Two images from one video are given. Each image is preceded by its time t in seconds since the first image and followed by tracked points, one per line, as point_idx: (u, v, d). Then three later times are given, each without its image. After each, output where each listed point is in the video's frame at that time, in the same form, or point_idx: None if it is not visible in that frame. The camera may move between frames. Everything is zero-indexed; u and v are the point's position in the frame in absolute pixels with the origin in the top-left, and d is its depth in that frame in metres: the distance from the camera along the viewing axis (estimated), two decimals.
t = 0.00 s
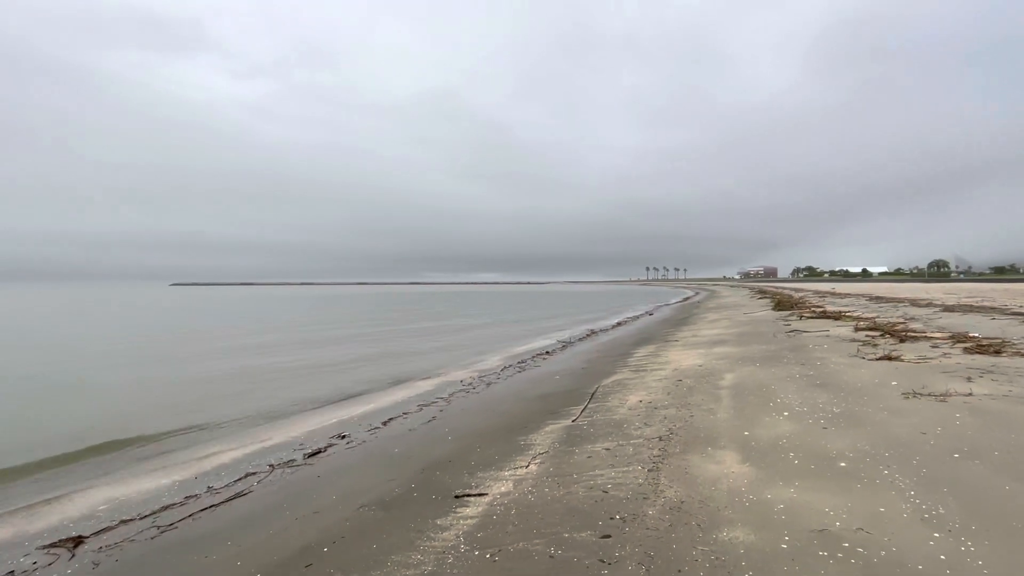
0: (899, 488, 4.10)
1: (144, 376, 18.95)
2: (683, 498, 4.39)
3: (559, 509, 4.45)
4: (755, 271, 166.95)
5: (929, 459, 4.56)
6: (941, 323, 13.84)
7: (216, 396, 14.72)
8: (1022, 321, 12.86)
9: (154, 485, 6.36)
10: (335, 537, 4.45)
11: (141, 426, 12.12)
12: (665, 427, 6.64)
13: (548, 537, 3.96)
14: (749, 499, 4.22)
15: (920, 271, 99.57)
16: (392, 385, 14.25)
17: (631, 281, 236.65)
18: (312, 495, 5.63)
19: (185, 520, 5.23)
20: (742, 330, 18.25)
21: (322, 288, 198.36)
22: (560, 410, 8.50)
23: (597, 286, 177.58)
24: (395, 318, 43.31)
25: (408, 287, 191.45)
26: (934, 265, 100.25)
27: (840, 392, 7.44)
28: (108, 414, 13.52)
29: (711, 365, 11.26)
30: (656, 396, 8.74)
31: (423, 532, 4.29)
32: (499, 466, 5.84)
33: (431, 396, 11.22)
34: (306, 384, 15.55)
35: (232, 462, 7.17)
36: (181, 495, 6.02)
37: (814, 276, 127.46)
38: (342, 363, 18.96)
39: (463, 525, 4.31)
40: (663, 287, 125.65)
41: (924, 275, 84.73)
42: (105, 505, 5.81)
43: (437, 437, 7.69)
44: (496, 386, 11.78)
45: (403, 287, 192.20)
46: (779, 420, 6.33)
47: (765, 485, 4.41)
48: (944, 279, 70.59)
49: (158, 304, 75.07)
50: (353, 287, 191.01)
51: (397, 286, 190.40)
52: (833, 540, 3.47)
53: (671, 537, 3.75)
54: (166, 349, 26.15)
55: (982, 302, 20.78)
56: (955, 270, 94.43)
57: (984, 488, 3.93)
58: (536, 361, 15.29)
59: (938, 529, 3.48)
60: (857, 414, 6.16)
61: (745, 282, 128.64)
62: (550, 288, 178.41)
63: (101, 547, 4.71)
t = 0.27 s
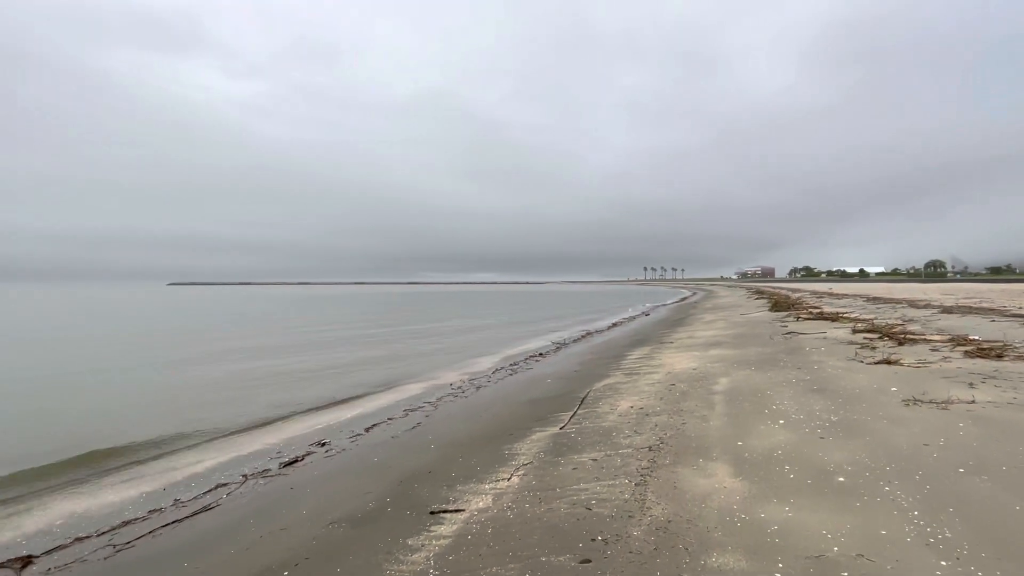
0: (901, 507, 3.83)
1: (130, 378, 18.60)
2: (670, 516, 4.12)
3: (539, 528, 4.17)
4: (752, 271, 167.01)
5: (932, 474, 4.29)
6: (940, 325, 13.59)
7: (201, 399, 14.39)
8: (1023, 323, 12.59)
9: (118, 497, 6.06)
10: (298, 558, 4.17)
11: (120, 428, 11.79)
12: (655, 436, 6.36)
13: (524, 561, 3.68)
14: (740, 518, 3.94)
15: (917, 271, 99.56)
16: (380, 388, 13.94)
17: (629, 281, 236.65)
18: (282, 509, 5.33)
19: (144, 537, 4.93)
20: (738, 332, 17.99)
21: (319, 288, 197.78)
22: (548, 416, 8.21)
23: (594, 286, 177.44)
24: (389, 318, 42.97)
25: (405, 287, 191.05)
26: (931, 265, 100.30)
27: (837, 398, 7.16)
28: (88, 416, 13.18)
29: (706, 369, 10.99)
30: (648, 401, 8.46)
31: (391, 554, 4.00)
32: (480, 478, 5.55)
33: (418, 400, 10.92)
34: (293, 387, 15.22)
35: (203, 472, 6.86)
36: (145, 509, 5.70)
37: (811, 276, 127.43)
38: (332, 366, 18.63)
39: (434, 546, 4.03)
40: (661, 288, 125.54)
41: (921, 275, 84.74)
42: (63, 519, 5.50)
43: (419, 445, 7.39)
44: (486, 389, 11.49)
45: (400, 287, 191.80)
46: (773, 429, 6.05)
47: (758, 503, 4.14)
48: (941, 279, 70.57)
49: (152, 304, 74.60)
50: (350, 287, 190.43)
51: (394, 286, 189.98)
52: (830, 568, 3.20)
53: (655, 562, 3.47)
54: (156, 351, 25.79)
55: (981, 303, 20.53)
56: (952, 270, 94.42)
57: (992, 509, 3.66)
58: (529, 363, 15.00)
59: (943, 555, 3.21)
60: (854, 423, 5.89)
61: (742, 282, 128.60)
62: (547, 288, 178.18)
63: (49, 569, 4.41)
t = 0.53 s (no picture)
0: (902, 523, 3.57)
1: (116, 378, 18.27)
2: (655, 532, 3.85)
3: (515, 544, 3.91)
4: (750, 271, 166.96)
5: (934, 486, 4.03)
6: (939, 325, 13.35)
7: (187, 400, 14.09)
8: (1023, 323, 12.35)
9: (80, 505, 5.76)
10: None
11: (99, 429, 11.47)
12: (645, 442, 6.08)
13: None
14: (730, 535, 3.67)
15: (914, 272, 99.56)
16: (369, 390, 13.65)
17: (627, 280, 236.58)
18: (249, 520, 5.05)
19: (100, 551, 4.65)
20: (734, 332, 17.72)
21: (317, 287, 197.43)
22: (536, 419, 7.94)
23: (592, 286, 177.31)
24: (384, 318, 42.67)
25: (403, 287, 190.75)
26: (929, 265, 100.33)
27: (835, 402, 6.89)
28: (68, 417, 12.85)
29: (701, 370, 10.72)
30: (639, 404, 8.18)
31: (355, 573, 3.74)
32: (459, 487, 5.28)
33: (405, 402, 10.62)
34: (281, 387, 14.93)
35: (173, 478, 6.56)
36: (107, 518, 5.41)
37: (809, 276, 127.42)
38: (322, 367, 18.33)
39: (402, 564, 3.76)
40: (658, 287, 125.47)
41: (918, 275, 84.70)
42: (19, 530, 5.20)
43: (401, 450, 7.11)
44: (475, 391, 11.21)
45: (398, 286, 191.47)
46: (767, 435, 5.79)
47: (749, 517, 3.87)
48: (938, 279, 70.51)
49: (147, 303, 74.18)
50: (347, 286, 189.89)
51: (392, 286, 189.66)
52: None
53: None
54: (145, 351, 25.44)
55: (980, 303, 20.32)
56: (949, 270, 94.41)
57: (1000, 525, 3.40)
58: (521, 364, 14.72)
59: None
60: (852, 429, 5.63)
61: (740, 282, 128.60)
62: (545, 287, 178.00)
63: None
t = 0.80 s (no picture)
0: (902, 544, 3.31)
1: (101, 379, 17.92)
2: (637, 551, 3.58)
3: (487, 564, 3.64)
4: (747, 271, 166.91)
5: (937, 501, 3.77)
6: (938, 327, 13.13)
7: (171, 402, 13.79)
8: None
9: (37, 517, 5.47)
10: None
11: (78, 431, 11.15)
12: (633, 450, 5.81)
13: None
14: (717, 556, 3.41)
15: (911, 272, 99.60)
16: (357, 392, 13.36)
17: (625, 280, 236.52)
18: (212, 535, 4.77)
19: (49, 568, 4.37)
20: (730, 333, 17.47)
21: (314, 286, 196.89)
22: (523, 424, 7.66)
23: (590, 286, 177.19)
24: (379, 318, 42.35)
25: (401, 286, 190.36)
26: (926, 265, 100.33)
27: (831, 408, 6.63)
28: (47, 419, 12.52)
29: (695, 373, 10.46)
30: (630, 409, 7.91)
31: None
32: (435, 499, 5.01)
33: (390, 405, 10.34)
34: (268, 390, 14.61)
35: (140, 487, 6.27)
36: (63, 531, 5.13)
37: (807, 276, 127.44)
38: (312, 368, 18.03)
39: None
40: (656, 288, 125.34)
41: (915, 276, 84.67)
42: None
43: (380, 457, 6.82)
44: (464, 394, 10.93)
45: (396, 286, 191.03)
46: (760, 443, 5.52)
47: (739, 536, 3.61)
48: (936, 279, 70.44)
49: (142, 303, 73.73)
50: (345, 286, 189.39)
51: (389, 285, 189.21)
52: None
53: None
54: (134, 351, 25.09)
55: (978, 304, 20.13)
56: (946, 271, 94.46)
57: (1008, 547, 3.14)
58: (513, 365, 14.44)
59: None
60: (849, 438, 5.37)
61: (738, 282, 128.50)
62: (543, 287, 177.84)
63: None
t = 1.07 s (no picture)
0: (911, 567, 3.03)
1: (85, 379, 17.54)
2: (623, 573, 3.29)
3: None
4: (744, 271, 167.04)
5: (946, 517, 3.49)
6: (937, 328, 12.90)
7: (153, 403, 13.43)
8: None
9: None
10: None
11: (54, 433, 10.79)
12: (623, 457, 5.52)
13: None
14: None
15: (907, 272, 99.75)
16: (344, 393, 13.05)
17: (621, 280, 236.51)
18: (172, 549, 4.47)
19: None
20: (726, 334, 17.21)
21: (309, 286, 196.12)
22: (510, 429, 7.37)
23: (586, 285, 177.08)
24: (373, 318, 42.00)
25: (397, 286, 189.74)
26: (922, 265, 100.49)
27: (830, 413, 6.36)
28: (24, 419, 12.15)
29: (689, 375, 10.19)
30: (621, 412, 7.63)
31: None
32: (411, 511, 4.72)
33: (376, 407, 10.03)
34: (253, 391, 14.26)
35: (105, 495, 5.94)
36: (15, 544, 4.80)
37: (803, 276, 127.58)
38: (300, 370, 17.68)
39: None
40: (652, 288, 125.35)
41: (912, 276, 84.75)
42: None
43: (360, 464, 6.52)
44: (452, 396, 10.62)
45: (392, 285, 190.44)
46: (756, 451, 5.24)
47: (732, 557, 3.32)
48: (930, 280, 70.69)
49: (133, 302, 73.03)
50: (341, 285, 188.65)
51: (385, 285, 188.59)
52: None
53: None
54: (121, 351, 24.67)
55: (975, 305, 19.96)
56: (942, 271, 94.64)
57: None
58: (504, 367, 14.14)
59: None
60: (849, 445, 5.10)
61: (734, 282, 128.57)
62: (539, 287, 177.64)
63: None
